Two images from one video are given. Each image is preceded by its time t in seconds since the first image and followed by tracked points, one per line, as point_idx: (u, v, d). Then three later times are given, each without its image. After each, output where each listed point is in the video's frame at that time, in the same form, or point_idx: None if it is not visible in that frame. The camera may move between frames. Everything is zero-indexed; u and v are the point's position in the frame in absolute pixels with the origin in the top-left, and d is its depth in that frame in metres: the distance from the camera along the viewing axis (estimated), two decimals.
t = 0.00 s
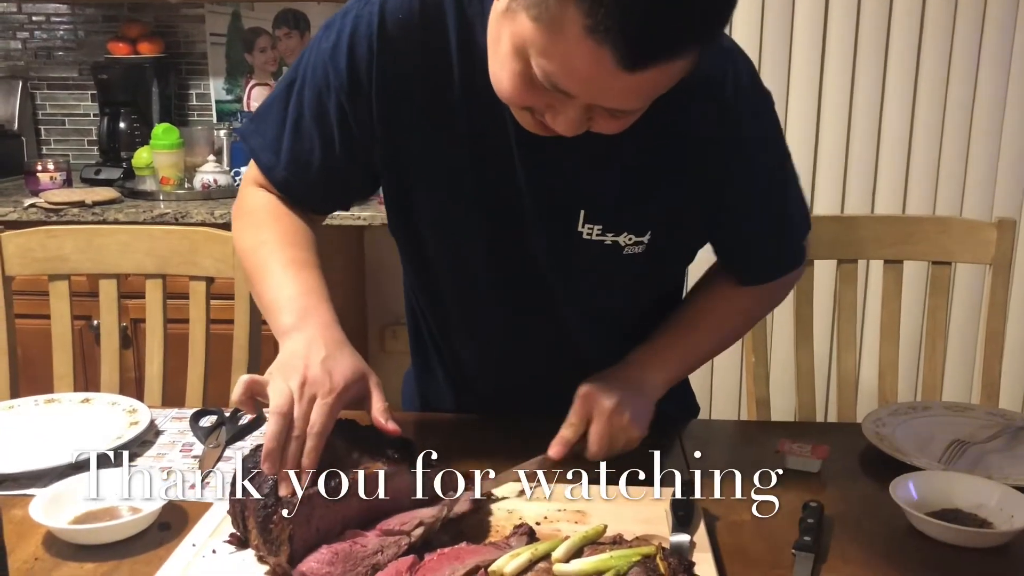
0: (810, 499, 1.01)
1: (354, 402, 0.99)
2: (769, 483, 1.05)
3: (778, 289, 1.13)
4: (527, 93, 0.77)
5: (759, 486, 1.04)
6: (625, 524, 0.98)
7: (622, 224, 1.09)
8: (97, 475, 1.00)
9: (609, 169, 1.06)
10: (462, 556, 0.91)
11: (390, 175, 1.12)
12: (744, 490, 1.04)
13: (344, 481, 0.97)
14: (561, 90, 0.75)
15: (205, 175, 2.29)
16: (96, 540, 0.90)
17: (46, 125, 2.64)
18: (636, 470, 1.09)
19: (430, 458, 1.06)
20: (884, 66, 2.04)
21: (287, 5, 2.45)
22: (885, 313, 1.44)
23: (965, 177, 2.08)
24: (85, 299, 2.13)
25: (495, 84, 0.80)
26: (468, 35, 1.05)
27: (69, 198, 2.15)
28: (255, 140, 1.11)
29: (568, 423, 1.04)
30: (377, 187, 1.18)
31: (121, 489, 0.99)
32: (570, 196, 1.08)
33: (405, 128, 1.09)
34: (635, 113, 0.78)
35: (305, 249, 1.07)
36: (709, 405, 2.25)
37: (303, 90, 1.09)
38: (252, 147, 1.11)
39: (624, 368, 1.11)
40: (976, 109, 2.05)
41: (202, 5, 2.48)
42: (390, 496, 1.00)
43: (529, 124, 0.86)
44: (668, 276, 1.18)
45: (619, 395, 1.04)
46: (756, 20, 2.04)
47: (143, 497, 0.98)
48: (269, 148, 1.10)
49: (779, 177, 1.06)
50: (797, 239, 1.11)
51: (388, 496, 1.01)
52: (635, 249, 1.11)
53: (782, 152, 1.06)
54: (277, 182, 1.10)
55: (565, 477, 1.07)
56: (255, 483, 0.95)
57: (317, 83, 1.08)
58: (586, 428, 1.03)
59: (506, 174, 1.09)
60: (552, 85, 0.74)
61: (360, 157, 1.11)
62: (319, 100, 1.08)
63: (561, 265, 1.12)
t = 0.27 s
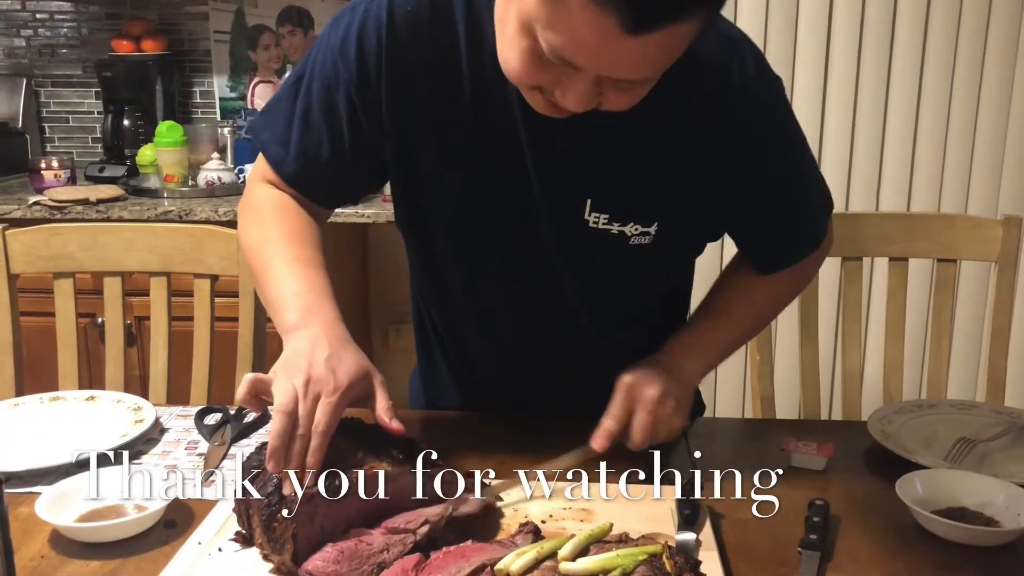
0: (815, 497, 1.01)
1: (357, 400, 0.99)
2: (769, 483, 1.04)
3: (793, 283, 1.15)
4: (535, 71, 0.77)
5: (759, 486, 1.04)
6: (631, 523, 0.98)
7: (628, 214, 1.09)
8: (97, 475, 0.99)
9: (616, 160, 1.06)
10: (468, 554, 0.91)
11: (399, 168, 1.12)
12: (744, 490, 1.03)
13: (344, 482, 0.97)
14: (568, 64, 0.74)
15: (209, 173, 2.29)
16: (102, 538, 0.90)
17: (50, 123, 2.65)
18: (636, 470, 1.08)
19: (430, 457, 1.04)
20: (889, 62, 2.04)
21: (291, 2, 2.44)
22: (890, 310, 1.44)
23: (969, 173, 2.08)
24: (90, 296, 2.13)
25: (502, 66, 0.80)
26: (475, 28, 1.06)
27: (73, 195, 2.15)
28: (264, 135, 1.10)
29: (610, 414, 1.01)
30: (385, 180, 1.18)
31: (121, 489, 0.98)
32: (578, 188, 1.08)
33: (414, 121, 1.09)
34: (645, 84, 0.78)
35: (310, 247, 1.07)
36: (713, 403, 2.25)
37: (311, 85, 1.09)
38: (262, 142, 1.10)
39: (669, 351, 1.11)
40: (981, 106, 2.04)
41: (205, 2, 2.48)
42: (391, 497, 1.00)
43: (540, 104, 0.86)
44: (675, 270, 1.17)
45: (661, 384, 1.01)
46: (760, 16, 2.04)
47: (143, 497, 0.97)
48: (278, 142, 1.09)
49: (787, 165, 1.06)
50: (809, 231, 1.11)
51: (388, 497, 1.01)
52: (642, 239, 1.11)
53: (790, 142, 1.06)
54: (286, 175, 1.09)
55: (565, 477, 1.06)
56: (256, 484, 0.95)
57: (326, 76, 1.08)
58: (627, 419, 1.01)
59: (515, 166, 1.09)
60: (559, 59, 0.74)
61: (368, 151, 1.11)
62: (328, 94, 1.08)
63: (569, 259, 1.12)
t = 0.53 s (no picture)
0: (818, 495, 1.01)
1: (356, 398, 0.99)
2: (769, 483, 1.04)
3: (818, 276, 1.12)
4: (538, 39, 0.77)
5: (759, 486, 1.03)
6: (633, 520, 0.98)
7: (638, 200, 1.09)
8: (97, 473, 0.99)
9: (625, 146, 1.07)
10: (470, 552, 0.92)
11: (406, 159, 1.12)
12: (744, 490, 1.02)
13: (343, 481, 0.97)
14: (570, 29, 0.75)
15: (212, 170, 2.29)
16: (105, 535, 0.90)
17: (53, 120, 2.65)
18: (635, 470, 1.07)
19: (430, 457, 1.04)
20: (893, 59, 2.03)
21: None
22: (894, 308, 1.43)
23: (973, 170, 2.07)
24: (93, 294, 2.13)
25: (507, 40, 0.81)
26: (481, 18, 1.07)
27: (76, 192, 2.15)
28: (271, 129, 1.09)
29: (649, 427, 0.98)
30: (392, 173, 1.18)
31: (121, 488, 0.98)
32: (589, 172, 1.08)
33: (422, 110, 1.09)
34: (648, 49, 0.78)
35: (311, 244, 1.06)
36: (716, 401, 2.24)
37: (318, 77, 1.09)
38: (270, 136, 1.09)
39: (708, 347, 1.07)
40: (985, 103, 2.03)
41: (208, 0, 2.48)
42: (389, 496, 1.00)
43: (546, 82, 0.86)
44: (682, 266, 1.16)
45: (702, 398, 0.98)
46: (764, 13, 2.03)
47: (143, 497, 0.97)
48: (286, 135, 1.08)
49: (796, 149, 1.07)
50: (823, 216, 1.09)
51: (388, 496, 1.00)
52: (653, 225, 1.11)
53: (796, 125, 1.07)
54: (295, 168, 1.08)
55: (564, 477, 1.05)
56: (255, 483, 0.95)
57: (333, 68, 1.08)
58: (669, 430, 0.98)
59: (523, 154, 1.09)
60: (560, 24, 0.74)
61: (375, 142, 1.11)
62: (336, 85, 1.08)
63: (580, 247, 1.11)
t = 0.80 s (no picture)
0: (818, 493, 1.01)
1: (361, 393, 0.99)
2: (769, 483, 1.03)
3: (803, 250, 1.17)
4: (535, 22, 0.78)
5: (759, 486, 1.03)
6: (634, 518, 0.98)
7: (643, 189, 1.09)
8: (97, 471, 0.99)
9: (627, 139, 1.07)
10: (471, 549, 0.92)
11: (409, 152, 1.11)
12: (744, 490, 1.02)
13: (344, 479, 0.97)
14: (565, 10, 0.75)
15: (213, 169, 2.29)
16: (105, 533, 0.90)
17: (54, 119, 2.65)
18: (636, 470, 1.07)
19: (430, 457, 1.04)
20: (894, 57, 2.03)
21: None
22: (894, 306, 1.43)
23: (974, 168, 2.07)
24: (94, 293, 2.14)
25: (504, 28, 0.83)
26: (481, 11, 1.07)
27: (77, 191, 2.15)
28: (272, 127, 1.09)
29: (635, 361, 0.99)
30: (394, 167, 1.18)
31: (122, 487, 0.98)
32: (592, 165, 1.08)
33: (424, 104, 1.09)
34: (645, 28, 0.78)
35: (311, 243, 1.06)
36: (717, 399, 2.24)
37: (319, 75, 1.08)
38: (270, 135, 1.09)
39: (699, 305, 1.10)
40: (987, 101, 2.03)
41: None
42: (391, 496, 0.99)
43: (545, 70, 0.87)
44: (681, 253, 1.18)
45: (694, 347, 1.01)
46: (765, 11, 2.03)
47: (144, 496, 0.96)
48: (286, 133, 1.08)
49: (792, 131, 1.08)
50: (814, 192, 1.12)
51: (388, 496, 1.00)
52: (660, 212, 1.11)
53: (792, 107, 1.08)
54: (295, 166, 1.08)
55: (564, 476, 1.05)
56: (255, 484, 0.96)
57: (334, 65, 1.07)
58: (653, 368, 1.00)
59: (524, 146, 1.09)
60: (554, 5, 0.75)
61: (377, 136, 1.11)
62: (336, 82, 1.07)
63: (586, 237, 1.11)
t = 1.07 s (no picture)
0: (818, 492, 1.01)
1: (362, 392, 0.99)
2: (769, 483, 1.03)
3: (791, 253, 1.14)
4: (544, 12, 0.78)
5: (759, 485, 1.03)
6: (632, 517, 0.98)
7: (646, 185, 1.08)
8: (97, 470, 0.99)
9: (632, 134, 1.07)
10: (470, 548, 0.92)
11: (412, 148, 1.12)
12: (744, 489, 1.02)
13: (344, 478, 0.97)
14: None
15: (213, 168, 2.29)
16: (104, 533, 0.90)
17: (54, 119, 2.65)
18: (636, 470, 1.07)
19: (430, 457, 1.03)
20: (895, 56, 2.03)
21: None
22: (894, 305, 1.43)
23: (974, 167, 2.07)
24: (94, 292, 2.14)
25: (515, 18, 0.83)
26: (489, 6, 1.07)
27: (77, 190, 2.15)
28: (279, 121, 1.09)
29: (563, 390, 0.97)
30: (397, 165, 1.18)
31: (122, 486, 0.98)
32: (596, 161, 1.08)
33: (429, 100, 1.09)
34: (656, 15, 0.78)
35: (315, 239, 1.06)
36: (716, 398, 2.24)
37: (326, 69, 1.08)
38: (277, 128, 1.09)
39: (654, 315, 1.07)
40: (987, 100, 2.03)
41: None
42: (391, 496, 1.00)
43: (557, 62, 0.87)
44: (683, 254, 1.17)
45: (622, 370, 0.98)
46: (765, 10, 2.03)
47: (143, 496, 0.96)
48: (293, 127, 1.08)
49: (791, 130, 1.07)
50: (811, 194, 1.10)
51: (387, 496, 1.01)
52: (661, 210, 1.10)
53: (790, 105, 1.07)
54: (300, 159, 1.08)
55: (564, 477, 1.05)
56: (255, 484, 0.96)
57: (341, 58, 1.08)
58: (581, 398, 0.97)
59: (531, 141, 1.09)
60: None
61: (381, 132, 1.11)
62: (344, 76, 1.08)
63: (589, 233, 1.11)
